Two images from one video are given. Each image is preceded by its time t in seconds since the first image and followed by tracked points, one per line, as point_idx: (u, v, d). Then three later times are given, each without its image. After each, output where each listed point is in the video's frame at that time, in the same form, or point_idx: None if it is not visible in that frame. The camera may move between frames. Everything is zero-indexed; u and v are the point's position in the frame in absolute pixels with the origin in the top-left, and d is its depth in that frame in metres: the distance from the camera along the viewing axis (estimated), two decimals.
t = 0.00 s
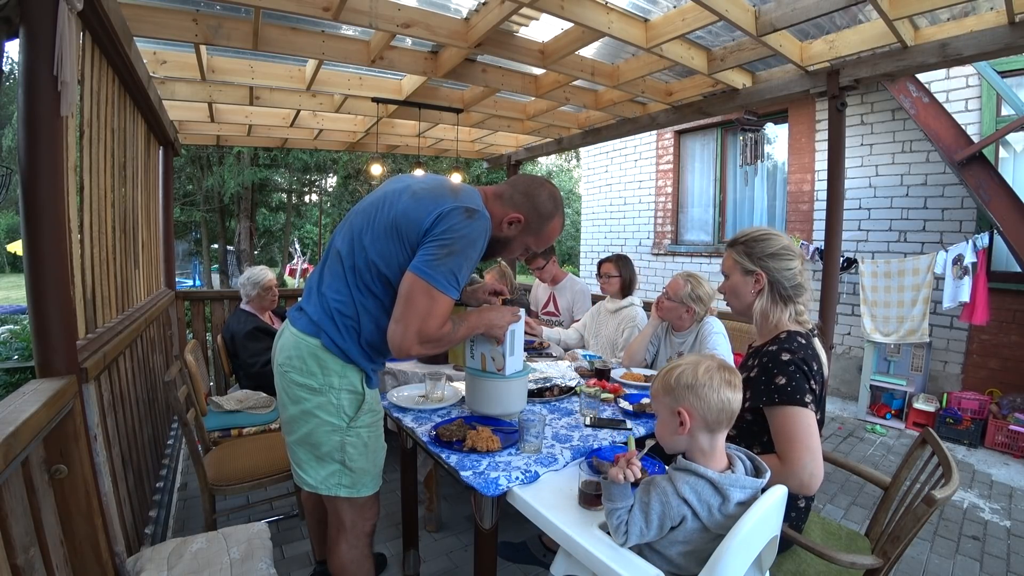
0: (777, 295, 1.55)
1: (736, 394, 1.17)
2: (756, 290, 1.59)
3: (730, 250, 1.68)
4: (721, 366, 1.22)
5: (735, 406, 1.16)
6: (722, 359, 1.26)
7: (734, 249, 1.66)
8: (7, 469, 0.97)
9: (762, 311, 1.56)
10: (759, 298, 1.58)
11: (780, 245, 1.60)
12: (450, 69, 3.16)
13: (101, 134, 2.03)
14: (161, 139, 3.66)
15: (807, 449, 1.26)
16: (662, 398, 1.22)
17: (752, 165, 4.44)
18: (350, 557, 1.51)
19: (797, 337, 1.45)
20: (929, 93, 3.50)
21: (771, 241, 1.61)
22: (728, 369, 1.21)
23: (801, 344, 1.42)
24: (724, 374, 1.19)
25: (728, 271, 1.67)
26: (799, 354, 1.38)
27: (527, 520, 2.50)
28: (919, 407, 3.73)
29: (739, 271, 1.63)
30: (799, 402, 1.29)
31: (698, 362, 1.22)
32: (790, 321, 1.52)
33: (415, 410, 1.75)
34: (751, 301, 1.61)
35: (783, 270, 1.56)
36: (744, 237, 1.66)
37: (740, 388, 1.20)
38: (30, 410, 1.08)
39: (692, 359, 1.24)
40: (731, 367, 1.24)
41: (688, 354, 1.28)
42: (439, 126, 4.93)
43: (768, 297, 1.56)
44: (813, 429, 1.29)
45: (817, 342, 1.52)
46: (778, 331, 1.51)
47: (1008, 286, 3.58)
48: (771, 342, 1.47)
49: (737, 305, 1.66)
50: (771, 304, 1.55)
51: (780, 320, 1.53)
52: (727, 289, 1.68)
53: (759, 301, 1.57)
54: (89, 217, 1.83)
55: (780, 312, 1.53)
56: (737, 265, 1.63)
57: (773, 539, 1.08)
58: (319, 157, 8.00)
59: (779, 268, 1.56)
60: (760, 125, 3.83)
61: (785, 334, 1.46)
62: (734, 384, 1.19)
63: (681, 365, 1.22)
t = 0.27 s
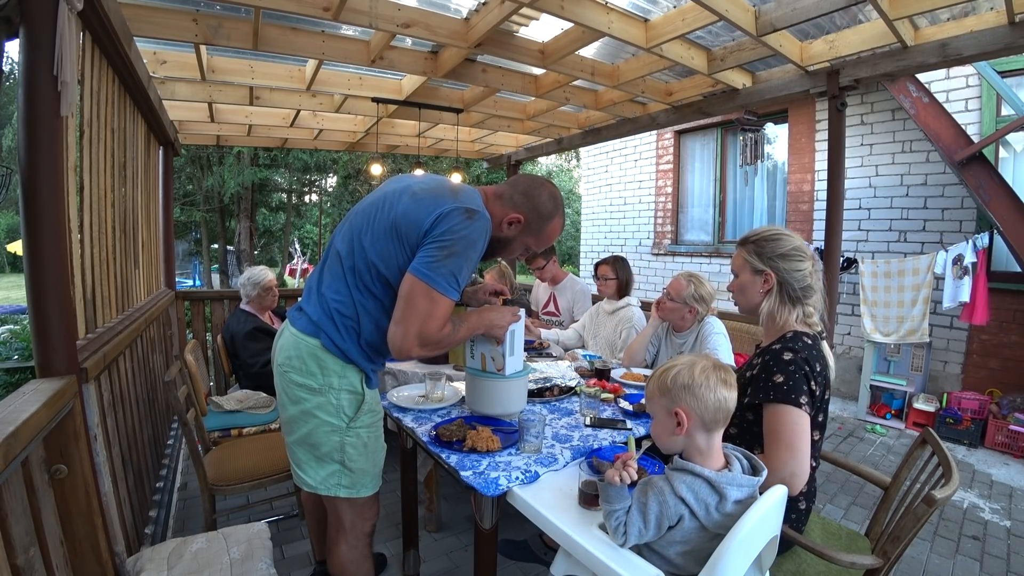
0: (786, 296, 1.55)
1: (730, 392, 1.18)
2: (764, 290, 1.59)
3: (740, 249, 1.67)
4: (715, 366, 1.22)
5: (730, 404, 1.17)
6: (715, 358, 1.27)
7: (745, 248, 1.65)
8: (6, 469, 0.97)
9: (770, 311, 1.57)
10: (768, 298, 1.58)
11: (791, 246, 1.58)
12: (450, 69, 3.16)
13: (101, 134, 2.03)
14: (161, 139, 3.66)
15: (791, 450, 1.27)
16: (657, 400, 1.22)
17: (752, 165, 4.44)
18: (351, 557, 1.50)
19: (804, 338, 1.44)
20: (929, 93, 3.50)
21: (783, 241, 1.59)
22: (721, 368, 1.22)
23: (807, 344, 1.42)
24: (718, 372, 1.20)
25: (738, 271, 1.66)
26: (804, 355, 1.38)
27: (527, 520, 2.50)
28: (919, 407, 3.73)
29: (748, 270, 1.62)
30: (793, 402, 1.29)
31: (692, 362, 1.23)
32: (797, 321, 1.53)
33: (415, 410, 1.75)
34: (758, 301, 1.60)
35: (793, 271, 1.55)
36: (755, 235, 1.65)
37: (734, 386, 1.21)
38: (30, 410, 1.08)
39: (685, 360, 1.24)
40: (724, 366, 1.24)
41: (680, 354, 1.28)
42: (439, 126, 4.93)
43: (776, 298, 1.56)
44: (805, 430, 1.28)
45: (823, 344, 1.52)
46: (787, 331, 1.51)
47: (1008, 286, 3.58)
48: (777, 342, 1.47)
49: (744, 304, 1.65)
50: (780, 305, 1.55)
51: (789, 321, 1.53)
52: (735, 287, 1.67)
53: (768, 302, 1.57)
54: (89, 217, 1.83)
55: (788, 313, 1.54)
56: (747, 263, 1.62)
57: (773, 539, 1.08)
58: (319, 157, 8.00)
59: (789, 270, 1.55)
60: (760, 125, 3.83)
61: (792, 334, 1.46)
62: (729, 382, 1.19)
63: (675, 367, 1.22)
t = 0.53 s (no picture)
0: (791, 295, 1.55)
1: (728, 392, 1.18)
2: (769, 289, 1.59)
3: (745, 247, 1.66)
4: (713, 366, 1.22)
5: (727, 404, 1.17)
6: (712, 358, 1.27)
7: (750, 246, 1.64)
8: (6, 469, 0.97)
9: (775, 310, 1.56)
10: (773, 297, 1.58)
11: (796, 245, 1.59)
12: (450, 69, 3.16)
13: (101, 134, 2.03)
14: (161, 139, 3.66)
15: (810, 450, 1.26)
16: (654, 399, 1.22)
17: (752, 165, 4.44)
18: (351, 556, 1.50)
19: (811, 337, 1.45)
20: (929, 93, 3.50)
21: (789, 241, 1.59)
22: (719, 368, 1.22)
23: (815, 344, 1.43)
24: (716, 373, 1.20)
25: (742, 268, 1.65)
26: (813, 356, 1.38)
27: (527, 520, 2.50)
28: (918, 407, 3.73)
29: (753, 268, 1.61)
30: (812, 404, 1.29)
31: (691, 361, 1.23)
32: (802, 322, 1.53)
33: (415, 410, 1.75)
34: (763, 300, 1.60)
35: (798, 271, 1.56)
36: (760, 234, 1.64)
37: (731, 386, 1.21)
38: (30, 410, 1.08)
39: (684, 359, 1.24)
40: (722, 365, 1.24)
41: (679, 353, 1.28)
42: (439, 126, 4.93)
43: (782, 297, 1.56)
44: (821, 432, 1.28)
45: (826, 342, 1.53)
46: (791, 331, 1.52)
47: (1008, 286, 3.58)
48: (784, 343, 1.47)
49: (747, 303, 1.65)
50: (786, 304, 1.55)
51: (793, 321, 1.53)
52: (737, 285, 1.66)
53: (773, 301, 1.57)
54: (88, 217, 1.83)
55: (795, 313, 1.54)
56: (753, 261, 1.61)
57: (772, 539, 1.08)
58: (319, 157, 8.00)
59: (795, 270, 1.56)
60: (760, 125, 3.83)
61: (799, 335, 1.46)
62: (726, 382, 1.19)
63: (674, 366, 1.22)
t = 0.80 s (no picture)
0: (782, 296, 1.55)
1: (727, 395, 1.18)
2: (760, 288, 1.59)
3: (740, 246, 1.67)
4: (714, 367, 1.21)
5: (725, 407, 1.17)
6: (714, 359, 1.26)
7: (744, 245, 1.65)
8: (6, 469, 0.97)
9: (765, 310, 1.57)
10: (764, 297, 1.58)
11: (789, 246, 1.58)
12: (450, 69, 3.16)
13: (100, 134, 2.03)
14: (161, 139, 3.66)
15: (796, 454, 1.27)
16: (653, 396, 1.22)
17: (752, 165, 4.44)
18: (351, 556, 1.50)
19: (802, 337, 1.45)
20: (929, 93, 3.50)
21: (783, 241, 1.59)
22: (720, 370, 1.21)
23: (806, 345, 1.42)
24: (716, 375, 1.19)
25: (735, 267, 1.66)
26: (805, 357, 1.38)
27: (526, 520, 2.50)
28: (919, 407, 3.73)
29: (746, 268, 1.62)
30: (797, 405, 1.29)
31: (692, 361, 1.22)
32: (793, 322, 1.52)
33: (415, 410, 1.75)
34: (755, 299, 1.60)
35: (790, 271, 1.55)
36: (755, 233, 1.65)
37: (730, 389, 1.21)
38: (30, 410, 1.08)
39: (685, 359, 1.23)
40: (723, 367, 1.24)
41: (680, 352, 1.27)
42: (439, 126, 4.93)
43: (773, 297, 1.56)
44: (809, 434, 1.28)
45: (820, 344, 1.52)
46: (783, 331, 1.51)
47: (1008, 286, 3.58)
48: (775, 343, 1.47)
49: (741, 302, 1.65)
50: (775, 304, 1.55)
51: (783, 321, 1.53)
52: (732, 284, 1.67)
53: (763, 301, 1.57)
54: (88, 217, 1.83)
55: (785, 313, 1.53)
56: (745, 261, 1.62)
57: (773, 539, 1.08)
58: (319, 157, 8.00)
59: (786, 270, 1.55)
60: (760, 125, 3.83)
61: (790, 335, 1.45)
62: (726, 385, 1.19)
63: (674, 365, 1.21)
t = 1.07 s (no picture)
0: (782, 296, 1.55)
1: (725, 404, 1.17)
2: (760, 289, 1.58)
3: (736, 246, 1.66)
4: (718, 374, 1.21)
5: (721, 416, 1.16)
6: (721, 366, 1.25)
7: (741, 245, 1.64)
8: (6, 469, 0.97)
9: (766, 310, 1.56)
10: (764, 297, 1.58)
11: (788, 246, 1.58)
12: (449, 69, 3.16)
13: (100, 134, 2.03)
14: (161, 139, 3.66)
15: (804, 443, 1.25)
16: (651, 393, 1.22)
17: (752, 165, 4.44)
18: (351, 556, 1.50)
19: (796, 334, 1.46)
20: (929, 93, 3.50)
21: (780, 241, 1.60)
22: (724, 379, 1.20)
23: (802, 340, 1.43)
24: (719, 383, 1.18)
25: (734, 267, 1.65)
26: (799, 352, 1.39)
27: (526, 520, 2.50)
28: (919, 407, 3.73)
29: (745, 268, 1.61)
30: (798, 398, 1.29)
31: (697, 364, 1.21)
32: (790, 322, 1.54)
33: (415, 410, 1.75)
34: (753, 299, 1.60)
35: (788, 270, 1.56)
36: (750, 234, 1.64)
37: (731, 399, 1.19)
38: (30, 410, 1.08)
39: (691, 359, 1.23)
40: (728, 376, 1.23)
41: (687, 353, 1.27)
42: (439, 126, 4.93)
43: (773, 296, 1.56)
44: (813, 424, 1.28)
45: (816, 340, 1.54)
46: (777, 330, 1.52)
47: (1008, 286, 3.58)
48: (770, 340, 1.47)
49: (738, 303, 1.65)
50: (776, 304, 1.55)
51: (782, 321, 1.54)
52: (728, 285, 1.66)
53: (764, 301, 1.57)
54: (89, 217, 1.83)
55: (784, 312, 1.54)
56: (744, 261, 1.61)
57: (773, 539, 1.08)
58: (319, 157, 8.00)
59: (786, 271, 1.56)
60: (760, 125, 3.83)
61: (785, 332, 1.46)
62: (726, 394, 1.18)
63: (678, 364, 1.21)
